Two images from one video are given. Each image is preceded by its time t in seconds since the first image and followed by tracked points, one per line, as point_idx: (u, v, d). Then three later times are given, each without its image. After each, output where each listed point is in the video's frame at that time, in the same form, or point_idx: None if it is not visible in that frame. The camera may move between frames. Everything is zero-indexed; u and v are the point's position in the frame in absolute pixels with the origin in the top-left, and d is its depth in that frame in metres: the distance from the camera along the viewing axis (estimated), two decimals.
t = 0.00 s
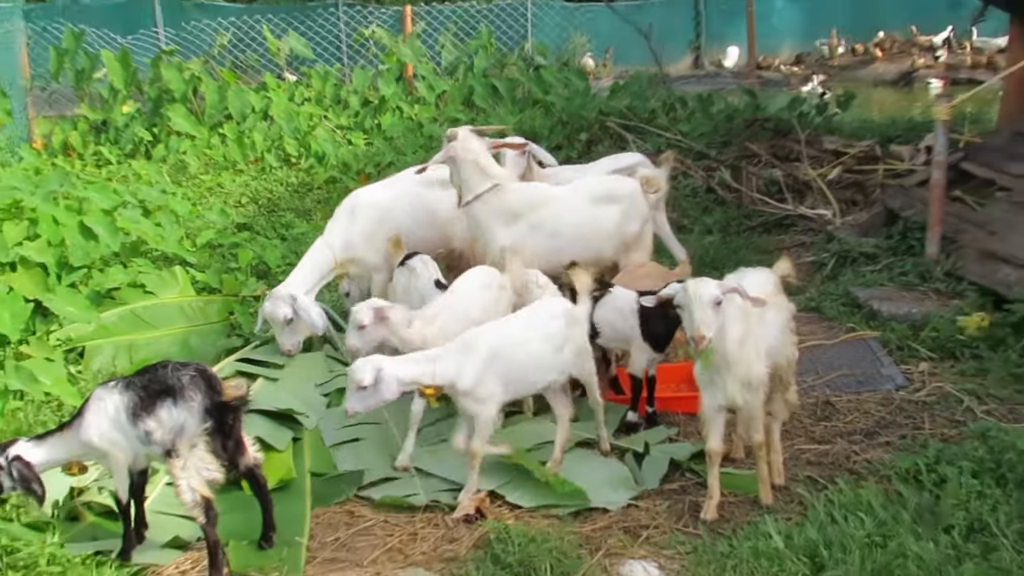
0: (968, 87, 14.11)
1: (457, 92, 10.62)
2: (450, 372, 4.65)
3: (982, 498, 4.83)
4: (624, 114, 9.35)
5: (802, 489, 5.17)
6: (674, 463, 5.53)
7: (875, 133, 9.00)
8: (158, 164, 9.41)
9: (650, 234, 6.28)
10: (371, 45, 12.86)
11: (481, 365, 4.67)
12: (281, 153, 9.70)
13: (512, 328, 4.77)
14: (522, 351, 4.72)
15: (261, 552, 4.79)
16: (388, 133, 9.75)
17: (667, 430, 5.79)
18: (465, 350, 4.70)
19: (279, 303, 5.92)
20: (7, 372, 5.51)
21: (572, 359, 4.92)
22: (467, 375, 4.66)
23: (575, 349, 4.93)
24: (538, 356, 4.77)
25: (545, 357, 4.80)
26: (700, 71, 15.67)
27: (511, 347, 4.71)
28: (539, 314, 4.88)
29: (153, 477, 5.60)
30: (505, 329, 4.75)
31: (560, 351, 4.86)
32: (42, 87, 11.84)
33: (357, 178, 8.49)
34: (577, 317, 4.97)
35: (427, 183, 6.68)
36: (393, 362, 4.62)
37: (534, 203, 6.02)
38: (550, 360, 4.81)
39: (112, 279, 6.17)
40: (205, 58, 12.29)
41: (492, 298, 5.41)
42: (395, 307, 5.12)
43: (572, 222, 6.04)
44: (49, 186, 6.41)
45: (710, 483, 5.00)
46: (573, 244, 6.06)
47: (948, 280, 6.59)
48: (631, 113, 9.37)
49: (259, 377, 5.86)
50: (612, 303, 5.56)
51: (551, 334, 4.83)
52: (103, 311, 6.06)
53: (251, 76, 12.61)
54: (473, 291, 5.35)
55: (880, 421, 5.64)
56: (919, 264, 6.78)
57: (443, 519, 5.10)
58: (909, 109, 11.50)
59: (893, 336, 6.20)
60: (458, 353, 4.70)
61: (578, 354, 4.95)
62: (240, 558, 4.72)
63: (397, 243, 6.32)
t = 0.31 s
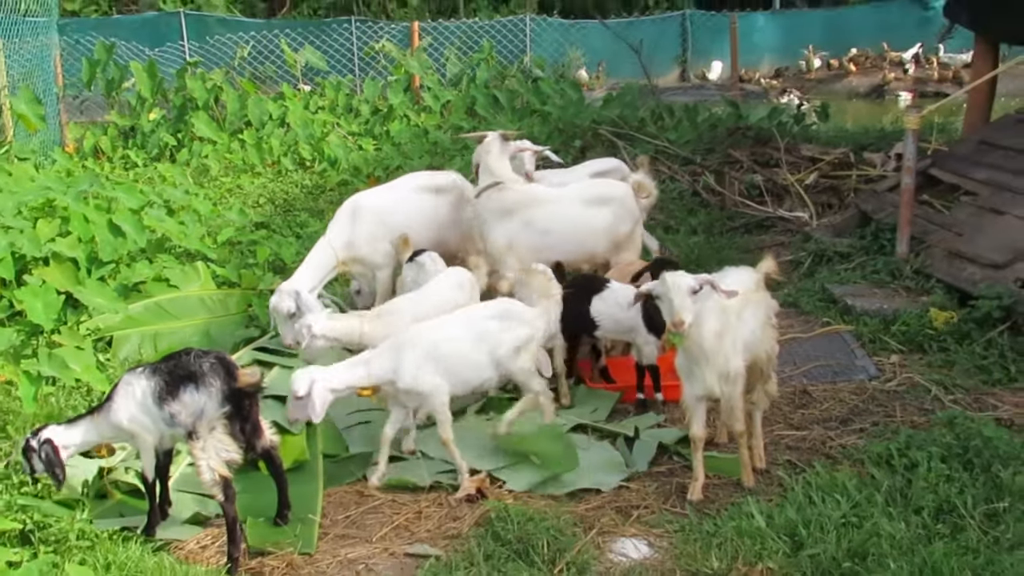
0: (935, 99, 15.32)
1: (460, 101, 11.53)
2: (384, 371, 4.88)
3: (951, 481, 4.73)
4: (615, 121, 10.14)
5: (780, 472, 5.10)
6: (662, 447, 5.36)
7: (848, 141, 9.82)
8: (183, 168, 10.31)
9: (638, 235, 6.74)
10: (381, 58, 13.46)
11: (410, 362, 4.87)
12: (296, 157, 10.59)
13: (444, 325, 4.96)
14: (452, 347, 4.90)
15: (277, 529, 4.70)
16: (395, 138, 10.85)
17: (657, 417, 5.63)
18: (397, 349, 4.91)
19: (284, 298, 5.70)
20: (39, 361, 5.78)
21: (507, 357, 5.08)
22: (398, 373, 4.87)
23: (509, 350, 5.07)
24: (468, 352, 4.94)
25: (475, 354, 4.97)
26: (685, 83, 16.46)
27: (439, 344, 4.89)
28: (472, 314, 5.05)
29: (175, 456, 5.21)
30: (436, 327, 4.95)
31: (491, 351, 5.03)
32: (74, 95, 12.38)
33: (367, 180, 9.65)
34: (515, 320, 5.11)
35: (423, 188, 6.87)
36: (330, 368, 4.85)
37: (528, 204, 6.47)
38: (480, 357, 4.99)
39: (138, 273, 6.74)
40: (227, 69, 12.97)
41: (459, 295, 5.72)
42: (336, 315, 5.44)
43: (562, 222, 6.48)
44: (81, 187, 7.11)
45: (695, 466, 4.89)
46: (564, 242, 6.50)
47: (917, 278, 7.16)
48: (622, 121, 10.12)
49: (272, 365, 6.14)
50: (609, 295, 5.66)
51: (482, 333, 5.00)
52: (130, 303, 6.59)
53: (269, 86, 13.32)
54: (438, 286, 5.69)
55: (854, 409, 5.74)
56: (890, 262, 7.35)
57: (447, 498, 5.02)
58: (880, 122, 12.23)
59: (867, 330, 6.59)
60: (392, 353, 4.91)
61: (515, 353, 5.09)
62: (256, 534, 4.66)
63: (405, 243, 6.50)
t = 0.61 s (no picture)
0: (942, 86, 15.26)
1: (465, 89, 11.51)
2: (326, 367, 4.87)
3: (957, 468, 4.72)
4: (620, 109, 10.12)
5: (786, 458, 5.09)
6: (668, 434, 5.35)
7: (854, 128, 9.75)
8: (187, 155, 10.31)
9: (644, 223, 6.65)
10: (385, 45, 13.42)
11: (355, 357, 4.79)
12: (301, 144, 10.58)
13: (390, 318, 4.87)
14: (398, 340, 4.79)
15: (283, 514, 4.71)
16: (400, 125, 10.81)
17: (662, 404, 5.63)
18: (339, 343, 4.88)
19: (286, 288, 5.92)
20: (45, 346, 5.79)
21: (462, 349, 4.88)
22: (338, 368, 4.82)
23: (464, 341, 4.87)
24: (415, 345, 4.80)
25: (423, 347, 4.81)
26: (691, 69, 16.38)
27: (383, 337, 4.80)
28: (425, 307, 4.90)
29: (182, 441, 5.20)
30: (383, 319, 4.86)
31: (444, 343, 4.85)
32: (79, 82, 12.35)
33: (371, 167, 9.64)
34: (470, 308, 4.92)
35: (418, 174, 6.83)
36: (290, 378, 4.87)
37: (535, 189, 6.50)
38: (429, 350, 4.83)
39: (144, 260, 6.77)
40: (232, 57, 12.94)
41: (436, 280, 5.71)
42: (300, 331, 5.61)
43: (564, 209, 6.43)
44: (85, 173, 7.11)
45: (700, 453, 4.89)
46: (565, 229, 6.45)
47: (923, 265, 7.12)
48: (627, 108, 10.10)
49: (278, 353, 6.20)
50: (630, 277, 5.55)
51: (430, 324, 4.84)
52: (135, 290, 6.62)
53: (273, 73, 13.30)
54: (410, 275, 5.71)
55: (860, 396, 5.73)
56: (896, 249, 7.33)
57: (451, 485, 5.02)
58: (886, 109, 12.19)
59: (872, 317, 6.58)
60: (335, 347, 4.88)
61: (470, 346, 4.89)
62: (262, 519, 4.67)
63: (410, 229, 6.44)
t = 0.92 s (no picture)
0: (960, 73, 15.14)
1: (480, 76, 11.49)
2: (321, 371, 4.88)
3: (975, 458, 4.69)
4: (636, 96, 10.09)
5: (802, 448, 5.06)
6: (683, 422, 5.33)
7: (872, 115, 9.68)
8: (202, 143, 10.33)
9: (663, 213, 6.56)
10: (400, 32, 13.39)
11: (344, 355, 4.78)
12: (316, 132, 10.57)
13: (371, 313, 4.85)
14: (380, 334, 4.79)
15: (298, 501, 4.71)
16: (414, 112, 10.80)
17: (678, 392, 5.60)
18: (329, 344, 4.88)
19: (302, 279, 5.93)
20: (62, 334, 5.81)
21: (445, 338, 4.89)
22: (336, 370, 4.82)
23: (445, 331, 4.89)
24: (397, 339, 4.80)
25: (406, 340, 4.81)
26: (707, 56, 16.30)
27: (365, 332, 4.79)
28: (403, 299, 4.90)
29: (197, 428, 5.22)
30: (363, 315, 4.85)
31: (427, 333, 4.85)
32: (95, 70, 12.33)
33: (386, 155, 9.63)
34: (448, 297, 4.92)
35: (418, 160, 6.81)
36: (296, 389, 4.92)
37: (549, 175, 6.48)
38: (412, 343, 4.82)
39: (159, 248, 6.77)
40: (247, 45, 12.94)
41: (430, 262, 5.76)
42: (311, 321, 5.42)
43: (578, 198, 6.41)
44: (101, 161, 7.13)
45: (717, 441, 4.87)
46: (579, 218, 6.42)
47: (941, 253, 7.09)
48: (643, 96, 10.06)
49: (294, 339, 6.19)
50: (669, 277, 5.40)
51: (409, 316, 4.84)
52: (151, 278, 6.63)
53: (288, 60, 13.29)
54: (407, 259, 5.76)
55: (877, 384, 5.71)
56: (914, 237, 7.29)
57: (466, 473, 5.02)
58: (904, 95, 12.10)
59: (890, 306, 6.54)
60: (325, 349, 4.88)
61: (452, 335, 4.90)
62: (277, 506, 4.67)
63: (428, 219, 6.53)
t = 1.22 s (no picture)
0: (989, 65, 14.97)
1: (504, 70, 11.48)
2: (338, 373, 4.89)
3: (1001, 455, 4.65)
4: (660, 90, 10.06)
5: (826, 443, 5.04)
6: (706, 418, 5.32)
7: (898, 109, 9.61)
8: (227, 136, 10.39)
9: (688, 207, 6.52)
10: (424, 25, 13.39)
11: (359, 348, 4.79)
12: (340, 125, 10.60)
13: (384, 311, 4.86)
14: (393, 329, 4.81)
15: (321, 494, 4.75)
16: (438, 106, 10.81)
17: (701, 386, 5.58)
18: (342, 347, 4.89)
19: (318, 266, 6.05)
20: (88, 326, 5.88)
21: (457, 331, 4.89)
22: (354, 371, 4.83)
23: (458, 324, 4.89)
24: (411, 332, 4.80)
25: (417, 334, 4.81)
26: (733, 49, 16.23)
27: (380, 326, 4.82)
28: (411, 295, 4.91)
29: (220, 420, 5.26)
30: (376, 310, 4.87)
31: (440, 326, 4.85)
32: (122, 64, 12.39)
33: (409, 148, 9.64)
34: (460, 290, 4.94)
35: (433, 152, 6.80)
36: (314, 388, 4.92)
37: (571, 171, 6.48)
38: (426, 335, 4.82)
39: (184, 240, 6.82)
40: (272, 38, 12.99)
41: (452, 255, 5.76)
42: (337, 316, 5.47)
43: (598, 193, 6.39)
44: (128, 154, 7.18)
45: (739, 437, 4.85)
46: (601, 213, 6.41)
47: (967, 248, 7.04)
48: (667, 89, 10.04)
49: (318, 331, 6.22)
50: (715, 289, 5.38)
51: (422, 310, 4.85)
52: (177, 271, 6.67)
53: (313, 54, 13.33)
54: (428, 250, 5.77)
55: (902, 380, 5.67)
56: (940, 232, 7.26)
57: (488, 467, 5.03)
58: (932, 89, 11.98)
59: (915, 301, 6.49)
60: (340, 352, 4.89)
61: (459, 328, 4.89)
62: (300, 499, 4.70)
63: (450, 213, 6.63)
